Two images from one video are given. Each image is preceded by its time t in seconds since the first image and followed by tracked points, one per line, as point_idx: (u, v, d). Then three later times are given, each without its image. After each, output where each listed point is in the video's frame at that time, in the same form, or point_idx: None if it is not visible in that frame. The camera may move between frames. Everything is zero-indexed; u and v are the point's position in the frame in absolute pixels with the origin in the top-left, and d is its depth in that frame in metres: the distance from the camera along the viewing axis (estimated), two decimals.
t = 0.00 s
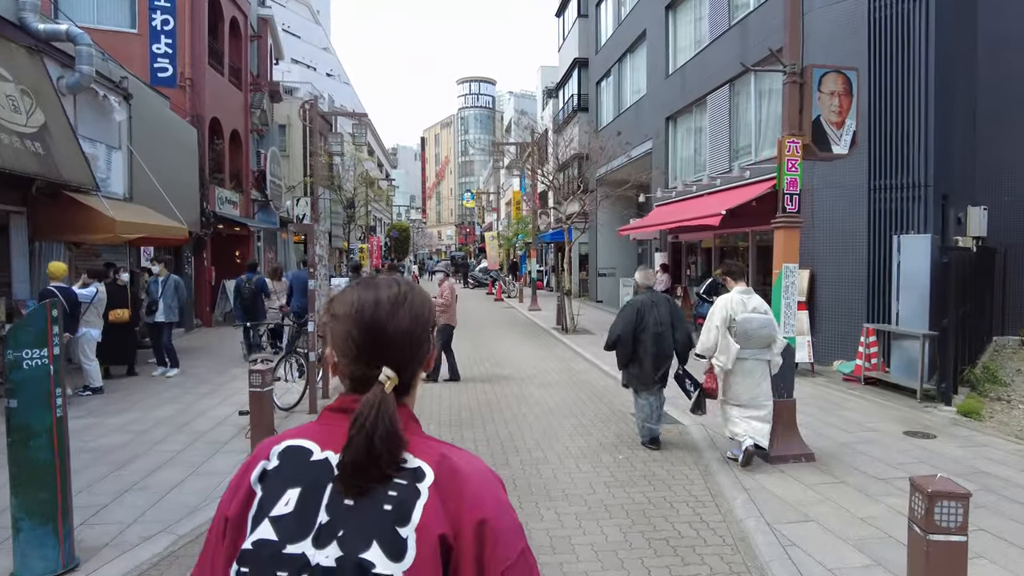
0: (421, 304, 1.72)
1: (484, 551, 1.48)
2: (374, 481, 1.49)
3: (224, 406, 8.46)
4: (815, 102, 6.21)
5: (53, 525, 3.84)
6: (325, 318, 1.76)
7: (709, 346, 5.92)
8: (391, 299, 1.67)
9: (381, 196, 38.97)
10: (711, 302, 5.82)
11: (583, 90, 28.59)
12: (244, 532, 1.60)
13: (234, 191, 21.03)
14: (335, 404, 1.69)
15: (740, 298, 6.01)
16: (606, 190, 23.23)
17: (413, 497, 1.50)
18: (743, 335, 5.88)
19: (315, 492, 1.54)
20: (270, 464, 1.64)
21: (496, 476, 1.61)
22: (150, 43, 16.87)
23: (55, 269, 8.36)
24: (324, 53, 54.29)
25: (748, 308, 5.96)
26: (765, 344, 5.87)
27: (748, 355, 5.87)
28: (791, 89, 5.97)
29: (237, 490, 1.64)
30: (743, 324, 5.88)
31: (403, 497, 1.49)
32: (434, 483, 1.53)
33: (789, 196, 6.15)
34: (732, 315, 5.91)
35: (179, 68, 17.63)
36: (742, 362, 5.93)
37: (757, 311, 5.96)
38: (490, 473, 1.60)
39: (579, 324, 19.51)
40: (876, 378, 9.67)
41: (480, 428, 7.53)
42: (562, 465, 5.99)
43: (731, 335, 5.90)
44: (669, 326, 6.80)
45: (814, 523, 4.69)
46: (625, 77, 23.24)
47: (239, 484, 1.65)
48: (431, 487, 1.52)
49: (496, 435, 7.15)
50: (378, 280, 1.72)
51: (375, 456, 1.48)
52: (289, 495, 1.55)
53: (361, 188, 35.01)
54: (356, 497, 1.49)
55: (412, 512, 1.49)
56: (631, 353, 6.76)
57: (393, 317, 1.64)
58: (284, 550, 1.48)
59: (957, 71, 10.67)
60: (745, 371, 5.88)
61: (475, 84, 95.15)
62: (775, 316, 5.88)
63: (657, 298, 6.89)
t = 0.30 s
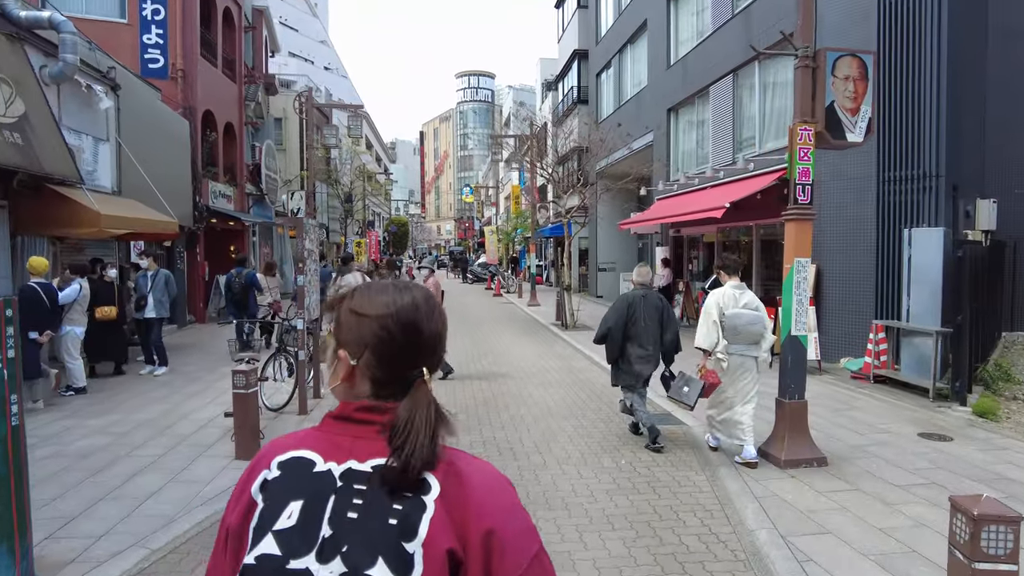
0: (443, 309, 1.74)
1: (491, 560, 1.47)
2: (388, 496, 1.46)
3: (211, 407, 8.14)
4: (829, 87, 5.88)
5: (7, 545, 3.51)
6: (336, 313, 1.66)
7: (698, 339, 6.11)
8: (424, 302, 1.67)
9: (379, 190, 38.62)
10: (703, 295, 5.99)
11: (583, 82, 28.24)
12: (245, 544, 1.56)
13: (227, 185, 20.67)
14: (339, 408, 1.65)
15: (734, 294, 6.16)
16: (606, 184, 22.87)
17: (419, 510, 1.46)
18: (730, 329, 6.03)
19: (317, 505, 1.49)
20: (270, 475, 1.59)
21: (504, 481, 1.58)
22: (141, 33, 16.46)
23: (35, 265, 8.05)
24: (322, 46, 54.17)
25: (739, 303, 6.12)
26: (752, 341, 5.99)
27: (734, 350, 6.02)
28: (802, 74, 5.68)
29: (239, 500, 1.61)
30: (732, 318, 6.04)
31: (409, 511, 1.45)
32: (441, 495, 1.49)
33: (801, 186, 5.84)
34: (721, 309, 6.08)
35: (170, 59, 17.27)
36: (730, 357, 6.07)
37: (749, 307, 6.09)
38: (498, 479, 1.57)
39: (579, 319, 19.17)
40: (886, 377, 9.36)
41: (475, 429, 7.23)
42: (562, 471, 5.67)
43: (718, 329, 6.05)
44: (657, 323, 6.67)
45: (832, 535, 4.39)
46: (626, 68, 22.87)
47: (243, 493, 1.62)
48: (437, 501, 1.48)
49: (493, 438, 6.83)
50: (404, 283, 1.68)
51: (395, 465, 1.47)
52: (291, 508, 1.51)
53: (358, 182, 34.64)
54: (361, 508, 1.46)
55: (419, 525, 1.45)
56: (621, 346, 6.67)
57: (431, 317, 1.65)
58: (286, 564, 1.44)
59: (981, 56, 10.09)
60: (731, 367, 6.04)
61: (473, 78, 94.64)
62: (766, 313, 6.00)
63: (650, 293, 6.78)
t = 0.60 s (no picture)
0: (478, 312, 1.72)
1: (528, 549, 1.49)
2: (426, 487, 1.46)
3: (198, 411, 7.82)
4: (850, 74, 5.54)
5: None
6: (375, 317, 1.68)
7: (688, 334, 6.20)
8: (458, 306, 1.65)
9: (377, 186, 38.17)
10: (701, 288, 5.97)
11: (583, 76, 27.86)
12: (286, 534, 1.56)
13: (222, 180, 20.30)
14: (377, 405, 1.65)
15: (726, 290, 6.19)
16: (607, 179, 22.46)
17: (459, 498, 1.48)
18: (721, 326, 6.11)
19: (359, 495, 1.50)
20: (312, 467, 1.59)
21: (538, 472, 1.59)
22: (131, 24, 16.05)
23: (14, 263, 7.72)
24: (320, 41, 53.67)
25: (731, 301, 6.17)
26: (741, 337, 6.10)
27: (723, 346, 6.15)
28: (820, 60, 5.35)
29: (282, 493, 1.61)
30: (723, 315, 6.10)
31: (448, 501, 1.47)
32: (479, 485, 1.51)
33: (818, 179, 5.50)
34: (712, 306, 6.13)
35: (162, 51, 16.86)
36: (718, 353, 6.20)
37: (740, 305, 6.15)
38: (534, 470, 1.58)
39: (579, 318, 18.82)
40: (898, 378, 9.05)
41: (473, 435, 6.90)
42: (564, 482, 5.35)
43: (709, 325, 6.12)
44: (652, 318, 6.58)
45: (857, 555, 4.07)
46: (627, 61, 22.48)
47: (284, 488, 1.62)
48: (475, 490, 1.49)
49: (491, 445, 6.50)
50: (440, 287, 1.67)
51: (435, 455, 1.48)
52: (334, 498, 1.51)
53: (355, 177, 34.21)
54: (403, 497, 1.47)
55: (457, 513, 1.47)
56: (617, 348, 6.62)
57: (463, 322, 1.63)
58: (329, 553, 1.45)
59: (998, 47, 9.67)
60: (720, 362, 6.14)
61: (472, 73, 94.03)
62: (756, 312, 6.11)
63: (645, 287, 6.70)
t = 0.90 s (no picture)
0: (495, 320, 1.66)
1: (559, 560, 1.44)
2: (442, 497, 1.41)
3: (185, 416, 7.49)
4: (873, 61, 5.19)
5: None
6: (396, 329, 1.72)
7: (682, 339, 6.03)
8: (466, 311, 1.61)
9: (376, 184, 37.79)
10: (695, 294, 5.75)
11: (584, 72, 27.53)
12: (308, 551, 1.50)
13: (217, 177, 19.96)
14: (398, 415, 1.60)
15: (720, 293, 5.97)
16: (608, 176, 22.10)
17: (483, 510, 1.43)
18: (717, 331, 5.91)
19: (382, 509, 1.44)
20: (332, 482, 1.52)
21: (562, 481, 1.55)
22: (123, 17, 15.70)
23: None
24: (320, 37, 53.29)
25: (727, 304, 5.95)
26: (737, 342, 5.91)
27: (720, 351, 5.96)
28: (841, 47, 5.00)
29: (302, 509, 1.55)
30: (720, 319, 5.89)
31: (472, 513, 1.42)
32: (504, 495, 1.46)
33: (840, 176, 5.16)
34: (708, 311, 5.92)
35: (155, 45, 16.49)
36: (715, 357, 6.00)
37: (736, 308, 5.93)
38: (559, 480, 1.54)
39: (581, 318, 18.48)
40: (914, 382, 8.72)
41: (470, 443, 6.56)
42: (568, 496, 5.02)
43: (704, 330, 5.94)
44: (640, 321, 6.41)
45: None
46: (629, 57, 22.14)
47: (304, 502, 1.56)
48: (501, 501, 1.44)
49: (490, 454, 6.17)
50: (451, 294, 1.66)
51: (451, 463, 1.41)
52: (356, 513, 1.45)
53: (354, 175, 33.85)
54: (426, 512, 1.41)
55: (484, 525, 1.41)
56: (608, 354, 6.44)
57: (468, 326, 1.59)
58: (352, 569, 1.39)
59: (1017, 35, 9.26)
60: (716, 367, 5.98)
61: (473, 70, 93.57)
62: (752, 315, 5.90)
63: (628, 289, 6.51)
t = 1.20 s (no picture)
0: (494, 322, 1.52)
1: (568, 547, 1.41)
2: (444, 491, 1.35)
3: (170, 424, 7.16)
4: (897, 49, 4.87)
5: None
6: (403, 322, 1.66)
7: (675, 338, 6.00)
8: (459, 311, 1.49)
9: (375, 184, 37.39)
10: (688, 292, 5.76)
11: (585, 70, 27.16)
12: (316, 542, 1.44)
13: (212, 176, 19.63)
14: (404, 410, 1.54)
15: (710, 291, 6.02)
16: (610, 176, 21.74)
17: (494, 502, 1.38)
18: (708, 327, 5.93)
19: (393, 500, 1.38)
20: (340, 473, 1.46)
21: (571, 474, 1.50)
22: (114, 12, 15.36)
23: None
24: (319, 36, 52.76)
25: (717, 301, 6.01)
26: (730, 338, 5.92)
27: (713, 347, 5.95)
28: (863, 34, 4.71)
29: (309, 501, 1.48)
30: (711, 316, 5.92)
31: (484, 504, 1.37)
32: (516, 486, 1.41)
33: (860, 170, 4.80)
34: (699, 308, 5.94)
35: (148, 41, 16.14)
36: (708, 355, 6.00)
37: (727, 305, 5.98)
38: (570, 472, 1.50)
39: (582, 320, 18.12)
40: (930, 389, 8.35)
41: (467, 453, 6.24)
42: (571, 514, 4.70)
43: (697, 326, 5.94)
44: (626, 318, 6.23)
45: None
46: (631, 54, 21.78)
47: (311, 490, 1.50)
48: (512, 493, 1.40)
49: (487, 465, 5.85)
50: (451, 292, 1.55)
51: (445, 462, 1.35)
52: (366, 504, 1.39)
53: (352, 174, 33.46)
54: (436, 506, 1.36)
55: (495, 516, 1.37)
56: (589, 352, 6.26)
57: (460, 328, 1.47)
58: (365, 559, 1.33)
59: None
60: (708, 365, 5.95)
61: (473, 70, 93.11)
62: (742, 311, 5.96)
63: (611, 286, 6.32)
